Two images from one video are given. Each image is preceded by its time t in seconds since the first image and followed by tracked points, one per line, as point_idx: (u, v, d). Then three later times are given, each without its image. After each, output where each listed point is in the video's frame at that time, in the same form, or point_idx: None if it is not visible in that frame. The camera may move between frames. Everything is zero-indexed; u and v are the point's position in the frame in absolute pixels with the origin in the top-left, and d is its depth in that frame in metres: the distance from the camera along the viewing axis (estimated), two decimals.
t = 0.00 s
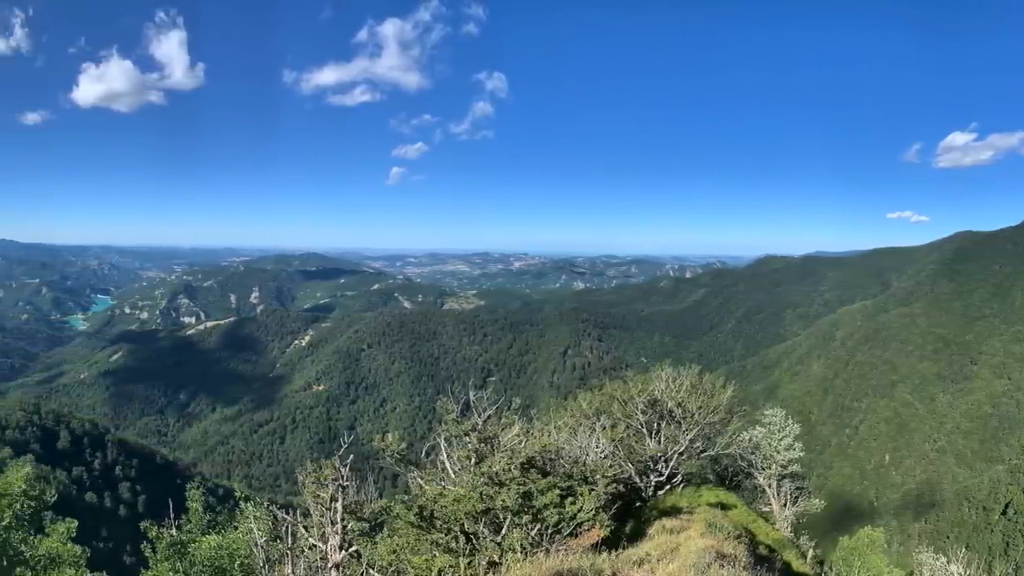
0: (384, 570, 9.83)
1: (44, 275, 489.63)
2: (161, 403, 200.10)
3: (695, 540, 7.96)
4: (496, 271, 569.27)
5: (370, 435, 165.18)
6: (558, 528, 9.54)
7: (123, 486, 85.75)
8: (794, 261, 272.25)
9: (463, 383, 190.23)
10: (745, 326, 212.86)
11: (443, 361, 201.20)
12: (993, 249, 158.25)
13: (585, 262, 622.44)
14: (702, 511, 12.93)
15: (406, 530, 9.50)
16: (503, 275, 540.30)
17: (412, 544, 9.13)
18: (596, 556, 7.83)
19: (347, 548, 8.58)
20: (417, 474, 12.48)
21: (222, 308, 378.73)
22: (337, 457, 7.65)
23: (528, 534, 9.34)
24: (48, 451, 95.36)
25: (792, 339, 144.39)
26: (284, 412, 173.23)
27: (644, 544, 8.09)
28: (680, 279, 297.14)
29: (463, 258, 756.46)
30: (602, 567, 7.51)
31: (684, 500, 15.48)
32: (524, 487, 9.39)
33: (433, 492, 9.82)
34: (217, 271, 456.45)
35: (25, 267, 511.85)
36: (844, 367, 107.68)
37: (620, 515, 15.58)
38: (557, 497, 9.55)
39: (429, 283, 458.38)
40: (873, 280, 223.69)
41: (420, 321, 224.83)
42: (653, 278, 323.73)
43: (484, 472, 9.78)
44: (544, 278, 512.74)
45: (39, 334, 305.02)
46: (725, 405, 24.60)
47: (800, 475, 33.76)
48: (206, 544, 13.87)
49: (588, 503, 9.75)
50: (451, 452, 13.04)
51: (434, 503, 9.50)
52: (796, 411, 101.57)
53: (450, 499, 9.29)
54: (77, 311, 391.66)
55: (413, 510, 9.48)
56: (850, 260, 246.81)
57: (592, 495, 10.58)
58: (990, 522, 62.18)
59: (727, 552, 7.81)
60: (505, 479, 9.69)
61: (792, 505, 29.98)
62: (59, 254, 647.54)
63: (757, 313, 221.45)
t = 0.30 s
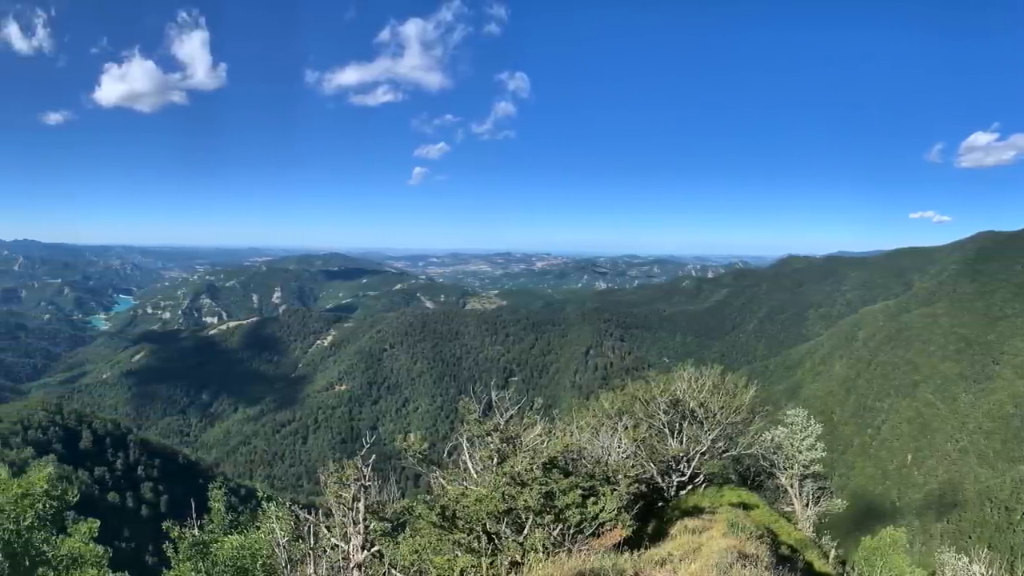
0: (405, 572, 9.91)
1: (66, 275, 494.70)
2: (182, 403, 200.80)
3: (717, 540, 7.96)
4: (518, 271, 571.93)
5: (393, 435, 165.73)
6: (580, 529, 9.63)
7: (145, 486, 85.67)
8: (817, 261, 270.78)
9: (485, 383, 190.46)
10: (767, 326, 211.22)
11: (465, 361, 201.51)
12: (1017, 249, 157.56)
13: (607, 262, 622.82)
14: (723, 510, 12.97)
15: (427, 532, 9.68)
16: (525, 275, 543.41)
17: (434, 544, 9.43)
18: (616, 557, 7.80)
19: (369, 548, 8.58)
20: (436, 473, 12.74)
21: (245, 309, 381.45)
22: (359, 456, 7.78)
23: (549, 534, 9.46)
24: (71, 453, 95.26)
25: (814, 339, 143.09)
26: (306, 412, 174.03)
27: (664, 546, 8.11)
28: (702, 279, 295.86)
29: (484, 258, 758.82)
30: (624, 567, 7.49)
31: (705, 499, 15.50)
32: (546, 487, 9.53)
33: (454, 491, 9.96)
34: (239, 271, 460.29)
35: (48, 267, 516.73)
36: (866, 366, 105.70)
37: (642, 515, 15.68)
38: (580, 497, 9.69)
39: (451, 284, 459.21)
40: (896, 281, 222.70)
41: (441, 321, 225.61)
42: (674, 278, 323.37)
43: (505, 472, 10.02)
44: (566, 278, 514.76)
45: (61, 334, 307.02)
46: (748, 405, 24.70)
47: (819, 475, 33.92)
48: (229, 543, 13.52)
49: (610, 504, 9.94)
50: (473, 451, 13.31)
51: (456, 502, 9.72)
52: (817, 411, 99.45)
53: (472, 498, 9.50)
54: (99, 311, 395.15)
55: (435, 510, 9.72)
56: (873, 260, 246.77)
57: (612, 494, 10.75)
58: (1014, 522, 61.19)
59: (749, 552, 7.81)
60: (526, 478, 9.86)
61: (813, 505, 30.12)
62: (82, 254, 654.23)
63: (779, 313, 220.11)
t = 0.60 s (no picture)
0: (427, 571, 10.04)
1: (88, 275, 498.49)
2: (205, 403, 201.47)
3: (739, 541, 7.99)
4: (540, 271, 574.38)
5: (415, 435, 166.43)
6: (603, 529, 9.70)
7: (167, 487, 85.89)
8: (838, 261, 270.20)
9: (507, 382, 190.45)
10: (789, 326, 210.24)
11: (487, 361, 202.02)
12: None
13: (628, 262, 624.04)
14: (745, 511, 12.98)
15: (449, 530, 9.80)
16: (547, 275, 546.42)
17: (457, 544, 9.57)
18: (637, 557, 7.81)
19: (391, 545, 8.69)
20: (459, 474, 12.89)
21: (268, 309, 383.12)
22: (381, 456, 7.79)
23: (572, 534, 9.54)
24: (93, 453, 95.59)
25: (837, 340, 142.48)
26: (328, 412, 174.77)
27: (686, 546, 8.15)
28: (724, 279, 295.91)
29: (505, 257, 761.05)
30: (646, 568, 7.49)
31: (727, 499, 15.53)
32: (570, 487, 9.65)
33: (476, 493, 10.09)
34: (260, 271, 462.95)
35: (70, 267, 520.25)
36: (888, 366, 104.99)
37: (664, 515, 15.76)
38: (602, 497, 9.78)
39: (473, 283, 460.35)
40: (918, 281, 221.88)
41: (463, 321, 226.38)
42: (696, 278, 323.34)
43: (527, 472, 10.10)
44: (588, 277, 516.58)
45: (82, 334, 308.54)
46: (769, 405, 24.80)
47: (843, 475, 34.04)
48: (250, 543, 13.75)
49: (632, 504, 10.02)
50: (495, 452, 13.49)
51: (478, 503, 9.83)
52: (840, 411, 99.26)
53: (494, 499, 9.60)
54: (121, 311, 397.95)
55: (458, 511, 9.86)
56: (895, 260, 247.14)
57: (634, 494, 10.85)
58: None
59: (771, 553, 7.82)
60: (549, 479, 9.95)
61: (835, 506, 30.30)
62: (104, 255, 659.50)
63: (801, 313, 219.38)
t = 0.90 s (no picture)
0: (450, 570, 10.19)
1: (110, 275, 501.24)
2: (226, 403, 202.15)
3: (761, 541, 8.05)
4: (563, 271, 576.02)
5: (437, 435, 166.75)
6: (624, 529, 9.81)
7: (189, 487, 86.11)
8: (860, 262, 269.44)
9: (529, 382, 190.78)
10: (811, 326, 209.30)
11: (509, 361, 202.28)
12: None
13: (650, 262, 623.79)
14: (767, 511, 13.03)
15: (472, 531, 9.97)
16: (568, 275, 548.42)
17: (479, 545, 9.78)
18: (658, 557, 7.85)
19: (413, 547, 8.74)
20: (480, 473, 13.06)
21: (290, 309, 383.94)
22: (404, 457, 7.90)
23: (593, 535, 9.66)
24: (115, 453, 95.76)
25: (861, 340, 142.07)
26: (351, 412, 175.20)
27: (707, 545, 8.21)
28: (746, 279, 295.71)
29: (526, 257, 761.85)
30: (668, 568, 7.51)
31: (750, 499, 15.58)
32: (592, 487, 9.77)
33: (498, 492, 10.24)
34: (281, 271, 464.46)
35: (91, 267, 521.27)
36: (909, 366, 104.85)
37: (687, 515, 15.83)
38: (625, 497, 9.88)
39: (495, 283, 460.71)
40: (941, 281, 220.97)
41: (486, 321, 226.92)
42: (718, 278, 322.86)
43: (550, 473, 10.29)
44: (609, 277, 517.30)
45: (104, 334, 310.13)
46: (792, 405, 24.81)
47: (865, 475, 34.10)
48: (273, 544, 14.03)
49: (653, 505, 10.15)
50: (516, 452, 13.65)
51: (500, 503, 10.00)
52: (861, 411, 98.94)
53: (516, 499, 9.75)
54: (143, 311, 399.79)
55: (480, 510, 10.07)
56: (917, 261, 247.39)
57: (655, 495, 10.96)
58: None
59: (792, 552, 7.87)
60: (571, 479, 10.09)
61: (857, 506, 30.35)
62: (126, 255, 662.13)
63: (822, 313, 218.47)
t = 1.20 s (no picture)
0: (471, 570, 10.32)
1: (132, 275, 503.85)
2: (249, 403, 202.47)
3: (783, 540, 8.08)
4: (585, 271, 576.95)
5: (460, 435, 166.96)
6: (646, 529, 9.87)
7: (212, 487, 86.26)
8: (883, 262, 268.09)
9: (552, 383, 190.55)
10: (833, 326, 208.59)
11: (532, 361, 202.48)
12: None
13: (671, 262, 623.02)
14: (789, 510, 13.10)
15: (495, 530, 10.12)
16: (591, 275, 549.43)
17: (501, 545, 9.88)
18: (681, 557, 7.82)
19: (435, 546, 8.84)
20: (501, 473, 13.17)
21: (312, 309, 384.82)
22: (425, 457, 7.92)
23: (615, 534, 9.72)
24: (138, 453, 96.11)
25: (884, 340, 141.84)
26: (373, 412, 175.66)
27: (730, 546, 8.22)
28: (768, 279, 295.06)
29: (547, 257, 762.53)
30: (691, 567, 7.50)
31: (771, 499, 15.68)
32: (614, 488, 9.86)
33: (520, 492, 10.38)
34: (302, 271, 466.12)
35: (114, 266, 524.71)
36: (932, 366, 104.58)
37: (708, 514, 15.95)
38: (647, 497, 9.96)
39: (517, 283, 460.86)
40: (964, 281, 219.41)
41: (508, 321, 227.29)
42: (740, 279, 322.12)
43: (572, 473, 10.41)
44: (631, 277, 517.58)
45: (127, 334, 311.60)
46: (814, 405, 24.86)
47: (888, 475, 34.20)
48: (295, 544, 14.24)
49: (675, 505, 10.24)
50: (538, 453, 13.77)
51: (522, 502, 10.17)
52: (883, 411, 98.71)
53: (538, 499, 9.90)
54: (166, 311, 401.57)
55: (502, 511, 10.23)
56: (940, 260, 246.58)
57: (677, 495, 11.05)
58: None
59: (815, 552, 7.88)
60: (593, 479, 10.19)
61: (879, 506, 30.43)
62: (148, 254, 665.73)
63: (844, 313, 217.50)
